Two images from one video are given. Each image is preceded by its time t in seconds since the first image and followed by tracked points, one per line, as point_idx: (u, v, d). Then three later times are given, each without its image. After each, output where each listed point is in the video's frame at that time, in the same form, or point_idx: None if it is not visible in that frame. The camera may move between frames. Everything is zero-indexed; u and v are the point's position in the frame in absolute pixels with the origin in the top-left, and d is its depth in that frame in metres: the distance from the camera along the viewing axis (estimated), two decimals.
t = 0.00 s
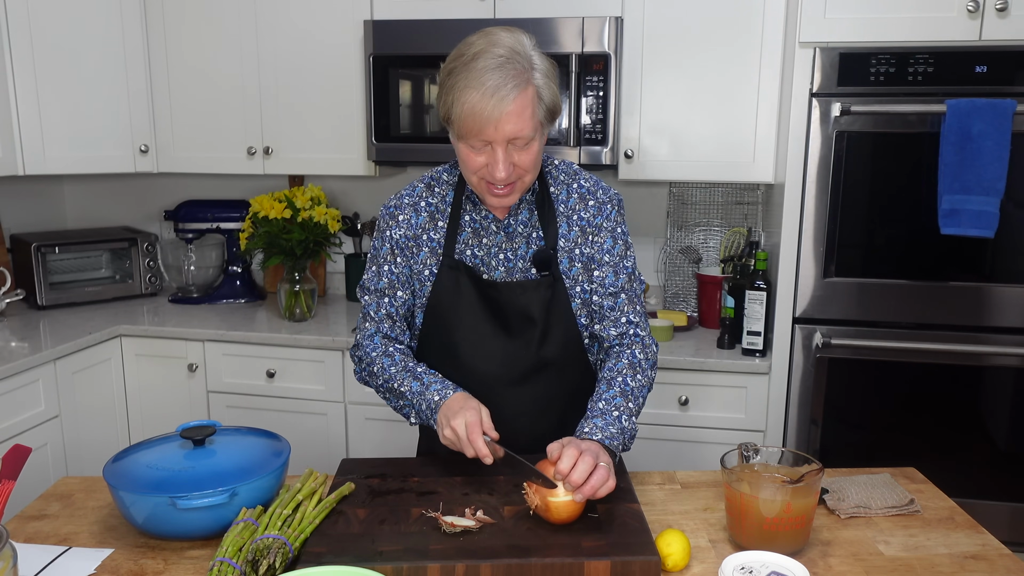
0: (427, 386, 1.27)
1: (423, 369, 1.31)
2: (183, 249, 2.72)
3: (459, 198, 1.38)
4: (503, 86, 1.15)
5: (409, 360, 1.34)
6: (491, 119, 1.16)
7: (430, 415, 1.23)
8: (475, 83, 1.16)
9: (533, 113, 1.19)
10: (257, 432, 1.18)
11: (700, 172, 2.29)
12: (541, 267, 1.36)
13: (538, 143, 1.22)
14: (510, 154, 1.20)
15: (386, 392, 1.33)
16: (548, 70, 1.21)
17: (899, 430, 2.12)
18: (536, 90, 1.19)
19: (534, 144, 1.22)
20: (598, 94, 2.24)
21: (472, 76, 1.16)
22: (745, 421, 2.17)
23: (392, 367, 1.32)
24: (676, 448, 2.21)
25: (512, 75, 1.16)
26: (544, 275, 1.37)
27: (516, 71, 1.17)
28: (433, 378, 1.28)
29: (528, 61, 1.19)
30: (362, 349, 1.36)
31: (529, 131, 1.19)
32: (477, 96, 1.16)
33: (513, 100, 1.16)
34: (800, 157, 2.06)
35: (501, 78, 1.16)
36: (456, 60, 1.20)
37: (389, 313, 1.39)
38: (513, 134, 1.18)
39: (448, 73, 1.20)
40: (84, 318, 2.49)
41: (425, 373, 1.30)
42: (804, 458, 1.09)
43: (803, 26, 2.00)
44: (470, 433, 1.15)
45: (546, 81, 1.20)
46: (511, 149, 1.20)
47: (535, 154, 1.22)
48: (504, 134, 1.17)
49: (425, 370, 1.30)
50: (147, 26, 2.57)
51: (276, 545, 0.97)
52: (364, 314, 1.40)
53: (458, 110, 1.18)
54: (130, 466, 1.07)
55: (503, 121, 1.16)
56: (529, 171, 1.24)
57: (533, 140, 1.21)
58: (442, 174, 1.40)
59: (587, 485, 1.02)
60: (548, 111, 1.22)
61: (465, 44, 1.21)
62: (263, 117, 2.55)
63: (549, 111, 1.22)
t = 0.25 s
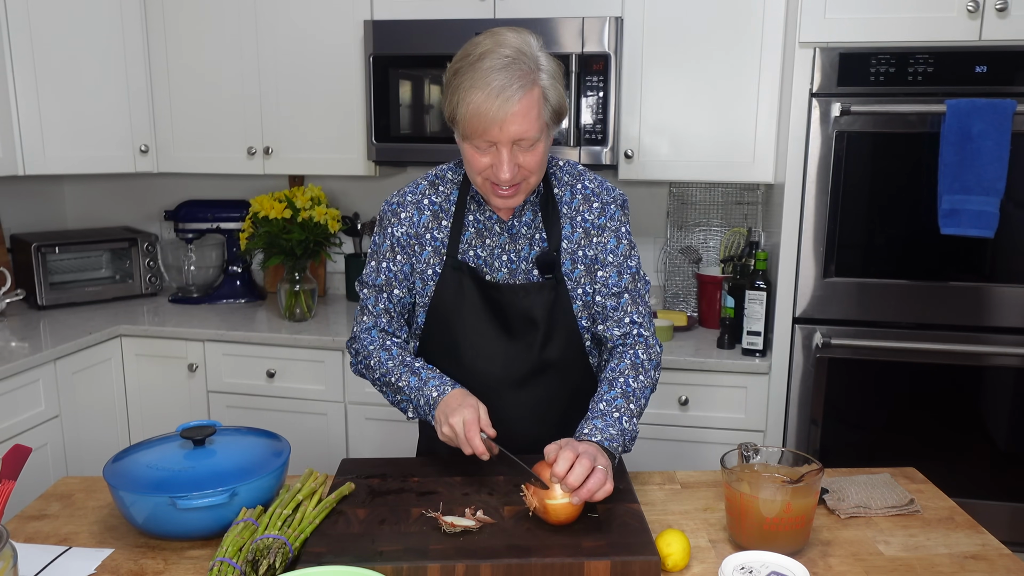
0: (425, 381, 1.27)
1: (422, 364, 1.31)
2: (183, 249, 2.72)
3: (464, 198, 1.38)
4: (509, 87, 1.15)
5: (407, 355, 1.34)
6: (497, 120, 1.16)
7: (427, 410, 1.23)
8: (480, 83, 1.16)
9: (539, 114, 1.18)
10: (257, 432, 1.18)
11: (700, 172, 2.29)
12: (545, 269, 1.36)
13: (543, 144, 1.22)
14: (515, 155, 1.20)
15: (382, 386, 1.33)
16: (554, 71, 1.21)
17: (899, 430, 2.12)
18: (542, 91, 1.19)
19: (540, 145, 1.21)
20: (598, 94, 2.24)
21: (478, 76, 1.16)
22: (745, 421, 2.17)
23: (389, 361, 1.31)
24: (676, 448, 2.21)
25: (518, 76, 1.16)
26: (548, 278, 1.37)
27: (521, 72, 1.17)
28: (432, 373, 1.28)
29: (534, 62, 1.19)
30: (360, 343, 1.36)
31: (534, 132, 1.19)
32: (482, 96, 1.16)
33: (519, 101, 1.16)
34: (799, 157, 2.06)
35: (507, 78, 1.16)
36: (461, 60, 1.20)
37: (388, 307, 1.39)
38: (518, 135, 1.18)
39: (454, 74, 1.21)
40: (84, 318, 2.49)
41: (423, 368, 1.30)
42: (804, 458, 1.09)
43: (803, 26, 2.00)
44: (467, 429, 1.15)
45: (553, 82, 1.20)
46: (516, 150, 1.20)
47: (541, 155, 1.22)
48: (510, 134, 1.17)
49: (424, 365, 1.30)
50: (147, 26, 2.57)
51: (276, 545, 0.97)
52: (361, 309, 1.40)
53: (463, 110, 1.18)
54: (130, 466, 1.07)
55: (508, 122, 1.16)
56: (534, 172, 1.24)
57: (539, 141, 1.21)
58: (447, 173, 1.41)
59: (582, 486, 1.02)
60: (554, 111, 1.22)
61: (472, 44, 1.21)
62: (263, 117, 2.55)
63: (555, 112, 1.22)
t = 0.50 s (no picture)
0: (421, 371, 1.28)
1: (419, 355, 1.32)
2: (183, 249, 2.72)
3: (466, 198, 1.37)
4: (512, 92, 1.15)
5: (403, 347, 1.35)
6: (500, 124, 1.16)
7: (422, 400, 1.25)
8: (484, 87, 1.16)
9: (542, 118, 1.18)
10: (257, 432, 1.18)
11: (700, 172, 2.29)
12: (548, 272, 1.37)
13: (546, 148, 1.22)
14: (518, 159, 1.20)
15: (378, 376, 1.34)
16: (557, 75, 1.21)
17: (899, 430, 2.12)
18: (545, 95, 1.19)
19: (542, 150, 1.21)
20: (598, 94, 2.24)
21: (481, 80, 1.16)
22: (745, 421, 2.17)
23: (384, 351, 1.33)
24: (676, 449, 2.21)
25: (521, 80, 1.16)
26: (550, 280, 1.38)
27: (525, 76, 1.17)
28: (428, 363, 1.29)
29: (537, 66, 1.19)
30: (356, 333, 1.39)
31: (537, 137, 1.19)
32: (486, 100, 1.16)
33: (522, 105, 1.16)
34: (799, 157, 2.06)
35: (510, 83, 1.15)
36: (465, 63, 1.20)
37: (384, 300, 1.40)
38: (521, 140, 1.18)
39: (457, 76, 1.20)
40: (84, 318, 2.49)
41: (420, 359, 1.31)
42: (804, 458, 1.09)
43: (802, 26, 2.00)
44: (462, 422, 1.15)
45: (556, 86, 1.20)
46: (519, 154, 1.20)
47: (544, 159, 1.22)
48: (513, 139, 1.17)
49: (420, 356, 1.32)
50: (147, 26, 2.57)
51: (276, 545, 0.97)
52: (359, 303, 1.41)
53: (467, 114, 1.18)
54: (130, 466, 1.07)
55: (511, 126, 1.16)
56: (537, 176, 1.24)
57: (541, 145, 1.21)
58: (449, 171, 1.40)
59: (577, 488, 1.01)
60: (557, 115, 1.22)
61: (475, 47, 1.21)
62: (263, 117, 2.55)
63: (558, 116, 1.22)
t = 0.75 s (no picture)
0: (424, 372, 1.29)
1: (422, 357, 1.32)
2: (183, 249, 2.72)
3: (465, 199, 1.37)
4: (511, 94, 1.15)
5: (405, 347, 1.35)
6: (499, 127, 1.16)
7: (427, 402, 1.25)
8: (483, 90, 1.16)
9: (542, 121, 1.18)
10: (257, 432, 1.18)
11: (700, 172, 2.29)
12: (548, 272, 1.37)
13: (545, 150, 1.22)
14: (517, 162, 1.20)
15: (380, 378, 1.34)
16: (557, 77, 1.21)
17: (899, 430, 2.12)
18: (544, 97, 1.19)
19: (542, 152, 1.22)
20: (598, 94, 2.24)
21: (481, 82, 1.16)
22: (745, 421, 2.17)
23: (386, 354, 1.33)
24: (676, 449, 2.21)
25: (521, 82, 1.16)
26: (550, 280, 1.38)
27: (524, 78, 1.17)
28: (431, 365, 1.30)
29: (536, 68, 1.19)
30: (358, 335, 1.38)
31: (537, 139, 1.19)
32: (485, 102, 1.16)
33: (522, 108, 1.16)
34: (799, 157, 2.06)
35: (509, 85, 1.15)
36: (464, 65, 1.20)
37: (385, 301, 1.40)
38: (521, 142, 1.18)
39: (456, 78, 1.20)
40: (84, 318, 2.49)
41: (422, 360, 1.31)
42: (804, 458, 1.09)
43: (802, 26, 2.00)
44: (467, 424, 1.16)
45: (555, 88, 1.20)
46: (519, 157, 1.20)
47: (543, 161, 1.23)
48: (512, 141, 1.17)
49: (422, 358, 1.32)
50: (147, 26, 2.57)
51: (276, 545, 0.97)
52: (359, 304, 1.41)
53: (466, 116, 1.18)
54: (130, 466, 1.07)
55: (511, 129, 1.16)
56: (536, 178, 1.24)
57: (541, 148, 1.21)
58: (448, 171, 1.40)
59: (575, 487, 1.01)
60: (556, 117, 1.22)
61: (474, 49, 1.20)
62: (263, 117, 2.55)
63: (557, 117, 1.22)
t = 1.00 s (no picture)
0: (426, 377, 1.28)
1: (424, 360, 1.31)
2: (183, 249, 2.72)
3: (466, 197, 1.37)
4: (512, 86, 1.15)
5: (407, 350, 1.34)
6: (499, 119, 1.16)
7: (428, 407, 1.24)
8: (483, 81, 1.16)
9: (542, 113, 1.18)
10: (257, 432, 1.18)
11: (700, 172, 2.29)
12: (549, 271, 1.37)
13: (545, 143, 1.22)
14: (518, 155, 1.20)
15: (382, 381, 1.34)
16: (557, 70, 1.21)
17: (899, 430, 2.12)
18: (545, 90, 1.19)
19: (542, 145, 1.21)
20: (598, 94, 2.24)
21: (481, 75, 1.16)
22: (745, 421, 2.17)
23: (389, 356, 1.33)
24: (676, 448, 2.21)
25: (521, 74, 1.16)
26: (551, 279, 1.38)
27: (524, 70, 1.17)
28: (433, 369, 1.29)
29: (537, 61, 1.19)
30: (359, 336, 1.38)
31: (537, 132, 1.19)
32: (485, 95, 1.16)
33: (522, 99, 1.16)
34: (799, 157, 2.06)
35: (509, 76, 1.16)
36: (464, 58, 1.20)
37: (387, 301, 1.40)
38: (521, 135, 1.18)
39: (457, 71, 1.20)
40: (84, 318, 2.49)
41: (425, 364, 1.31)
42: (804, 458, 1.09)
43: (802, 26, 2.00)
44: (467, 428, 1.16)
45: (556, 81, 1.20)
46: (519, 150, 1.20)
47: (544, 155, 1.22)
48: (512, 134, 1.17)
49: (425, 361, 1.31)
50: (147, 26, 2.57)
51: (276, 545, 0.97)
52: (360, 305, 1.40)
53: (466, 109, 1.18)
54: (130, 466, 1.07)
55: (511, 121, 1.16)
56: (537, 172, 1.24)
57: (541, 140, 1.21)
58: (449, 169, 1.41)
59: (571, 489, 1.01)
60: (556, 111, 1.22)
61: (474, 42, 1.21)
62: (263, 117, 2.55)
63: (558, 111, 1.22)
